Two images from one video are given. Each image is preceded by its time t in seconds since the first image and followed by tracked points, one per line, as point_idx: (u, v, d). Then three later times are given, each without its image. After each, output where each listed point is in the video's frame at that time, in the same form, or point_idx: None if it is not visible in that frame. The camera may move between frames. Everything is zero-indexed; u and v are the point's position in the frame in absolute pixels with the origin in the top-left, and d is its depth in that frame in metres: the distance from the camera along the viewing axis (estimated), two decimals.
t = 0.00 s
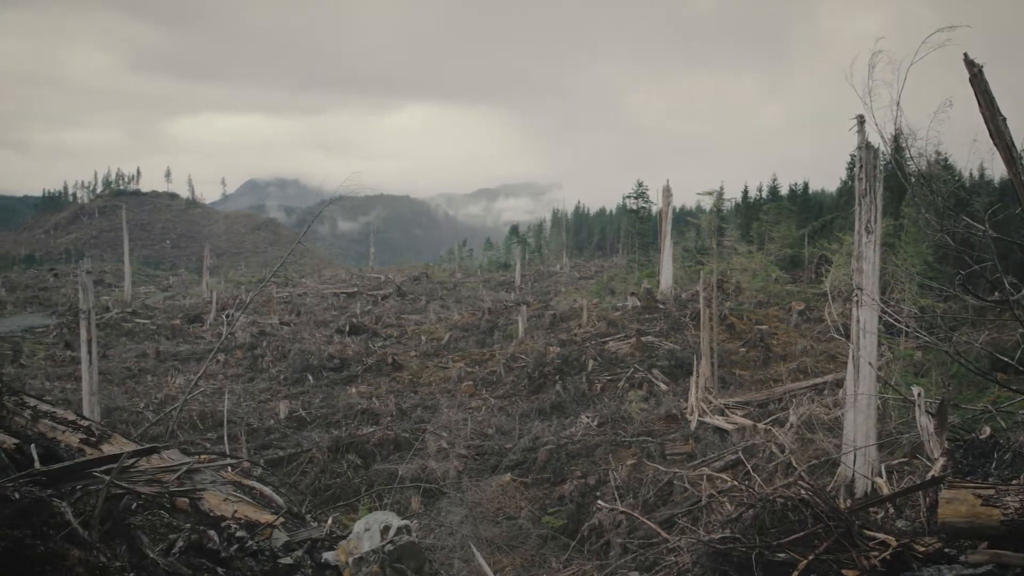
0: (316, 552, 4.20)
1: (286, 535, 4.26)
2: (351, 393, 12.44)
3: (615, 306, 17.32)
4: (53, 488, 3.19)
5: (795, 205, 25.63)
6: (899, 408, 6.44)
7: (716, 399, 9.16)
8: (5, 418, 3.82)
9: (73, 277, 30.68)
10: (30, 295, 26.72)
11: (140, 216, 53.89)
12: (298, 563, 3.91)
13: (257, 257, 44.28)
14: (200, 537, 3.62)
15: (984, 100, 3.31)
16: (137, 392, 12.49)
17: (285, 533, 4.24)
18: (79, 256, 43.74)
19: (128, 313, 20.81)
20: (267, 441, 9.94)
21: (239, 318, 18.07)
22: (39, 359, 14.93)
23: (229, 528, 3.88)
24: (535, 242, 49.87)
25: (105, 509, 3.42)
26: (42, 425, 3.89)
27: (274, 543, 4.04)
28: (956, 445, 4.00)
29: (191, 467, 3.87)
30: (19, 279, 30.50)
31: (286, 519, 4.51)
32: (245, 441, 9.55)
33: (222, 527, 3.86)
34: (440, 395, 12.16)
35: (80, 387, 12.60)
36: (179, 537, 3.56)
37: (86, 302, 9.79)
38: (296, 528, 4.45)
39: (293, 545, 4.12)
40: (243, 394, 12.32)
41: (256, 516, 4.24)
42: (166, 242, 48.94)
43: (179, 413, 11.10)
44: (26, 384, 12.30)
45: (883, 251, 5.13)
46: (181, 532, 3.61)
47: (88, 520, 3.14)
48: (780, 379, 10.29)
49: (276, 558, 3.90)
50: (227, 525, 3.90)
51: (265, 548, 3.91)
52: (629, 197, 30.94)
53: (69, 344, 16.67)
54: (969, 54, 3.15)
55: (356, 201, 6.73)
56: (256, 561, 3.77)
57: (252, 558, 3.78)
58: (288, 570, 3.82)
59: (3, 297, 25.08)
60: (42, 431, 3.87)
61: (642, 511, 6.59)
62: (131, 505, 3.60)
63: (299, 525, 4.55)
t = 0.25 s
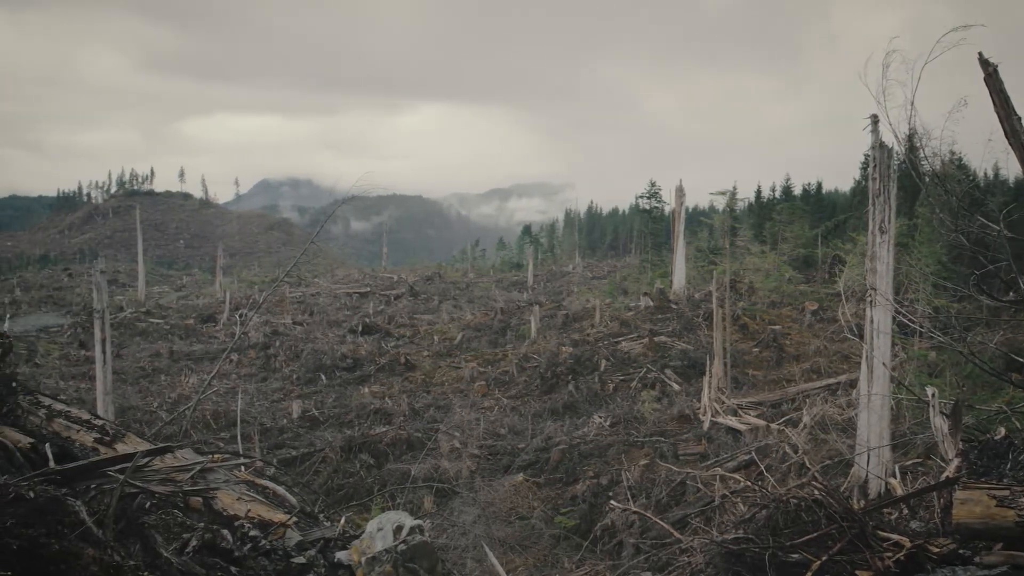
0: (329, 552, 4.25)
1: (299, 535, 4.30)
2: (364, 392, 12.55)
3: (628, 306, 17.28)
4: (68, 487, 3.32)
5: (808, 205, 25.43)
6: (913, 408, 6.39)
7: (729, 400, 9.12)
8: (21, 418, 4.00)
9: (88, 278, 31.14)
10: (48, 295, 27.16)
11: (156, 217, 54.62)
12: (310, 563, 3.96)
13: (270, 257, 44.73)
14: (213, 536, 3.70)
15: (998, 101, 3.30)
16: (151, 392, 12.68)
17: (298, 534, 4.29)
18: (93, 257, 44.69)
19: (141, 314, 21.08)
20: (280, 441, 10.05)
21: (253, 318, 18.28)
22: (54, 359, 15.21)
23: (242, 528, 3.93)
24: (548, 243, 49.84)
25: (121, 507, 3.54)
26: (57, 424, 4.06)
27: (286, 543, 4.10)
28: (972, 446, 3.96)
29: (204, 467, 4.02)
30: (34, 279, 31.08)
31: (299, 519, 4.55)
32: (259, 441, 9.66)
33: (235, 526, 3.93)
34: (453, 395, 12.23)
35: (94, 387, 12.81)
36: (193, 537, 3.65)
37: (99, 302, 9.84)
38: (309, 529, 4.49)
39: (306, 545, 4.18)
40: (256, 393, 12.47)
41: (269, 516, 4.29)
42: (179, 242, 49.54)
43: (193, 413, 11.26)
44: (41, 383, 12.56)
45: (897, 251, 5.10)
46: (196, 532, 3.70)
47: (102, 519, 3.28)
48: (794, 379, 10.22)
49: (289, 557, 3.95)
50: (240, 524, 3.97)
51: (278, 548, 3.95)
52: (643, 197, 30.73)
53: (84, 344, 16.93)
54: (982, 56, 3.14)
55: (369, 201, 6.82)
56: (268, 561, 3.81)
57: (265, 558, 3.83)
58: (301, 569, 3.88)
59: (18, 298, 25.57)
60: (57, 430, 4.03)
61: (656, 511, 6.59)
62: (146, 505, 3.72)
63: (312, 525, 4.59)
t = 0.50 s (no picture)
0: (342, 552, 4.34)
1: (312, 533, 4.40)
2: (377, 392, 12.66)
3: (640, 306, 17.23)
4: (82, 486, 3.46)
5: (822, 205, 25.21)
6: (928, 409, 6.34)
7: (742, 400, 9.07)
8: (36, 417, 4.16)
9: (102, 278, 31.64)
10: (64, 296, 27.55)
11: (172, 218, 55.29)
12: (323, 563, 4.06)
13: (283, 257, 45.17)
14: (227, 535, 3.82)
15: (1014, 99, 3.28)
16: (164, 391, 12.87)
17: (311, 532, 4.38)
18: (107, 257, 45.41)
19: (155, 313, 21.38)
20: (293, 440, 10.15)
21: (265, 318, 18.47)
22: (69, 358, 15.46)
23: (255, 527, 4.04)
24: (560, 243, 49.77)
25: (135, 506, 3.69)
26: (71, 423, 4.18)
27: (300, 542, 4.19)
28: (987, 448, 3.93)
29: (216, 468, 4.12)
30: (49, 279, 31.60)
31: (313, 518, 4.62)
32: (272, 441, 9.77)
33: (248, 525, 4.03)
34: (465, 395, 12.29)
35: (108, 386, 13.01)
36: (206, 536, 3.76)
37: (112, 301, 9.90)
38: (323, 527, 4.57)
39: (320, 544, 4.27)
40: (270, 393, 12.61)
41: (282, 516, 4.35)
42: (192, 243, 50.15)
43: (206, 413, 11.40)
44: (55, 383, 12.77)
45: (911, 251, 5.07)
46: (209, 531, 3.81)
47: (116, 517, 3.41)
48: (807, 380, 10.15)
49: (302, 557, 4.04)
50: (254, 524, 4.07)
51: (291, 548, 4.04)
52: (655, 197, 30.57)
53: (97, 344, 17.20)
54: (998, 54, 3.12)
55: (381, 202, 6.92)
56: (282, 560, 3.91)
57: (278, 557, 3.94)
58: (314, 569, 3.98)
59: (34, 298, 25.96)
60: (71, 429, 4.15)
61: (668, 511, 6.59)
62: (160, 503, 3.85)
63: (326, 524, 4.66)
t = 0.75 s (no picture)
0: (355, 551, 4.40)
1: (325, 533, 4.45)
2: (389, 392, 12.75)
3: (653, 306, 17.18)
4: (97, 485, 3.52)
5: (836, 205, 24.99)
6: (942, 410, 6.29)
7: (755, 400, 9.03)
8: (51, 417, 4.30)
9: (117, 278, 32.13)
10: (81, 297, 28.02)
11: (187, 219, 55.97)
12: (335, 563, 4.13)
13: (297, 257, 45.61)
14: (240, 535, 3.91)
15: None
16: (178, 391, 13.05)
17: (323, 532, 4.43)
18: (122, 257, 46.13)
19: (169, 313, 21.67)
20: (306, 439, 10.25)
21: (279, 318, 18.65)
22: (84, 358, 15.71)
23: (268, 526, 4.13)
24: (573, 243, 49.69)
25: (149, 506, 3.76)
26: (85, 424, 4.32)
27: (312, 541, 4.26)
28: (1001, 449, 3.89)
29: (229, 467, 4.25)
30: (64, 280, 32.12)
31: (326, 518, 4.68)
32: (285, 441, 9.87)
33: (261, 525, 4.12)
34: (477, 395, 12.36)
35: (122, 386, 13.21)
36: (220, 535, 3.84)
37: (126, 301, 9.96)
38: (336, 527, 4.62)
39: (332, 544, 4.33)
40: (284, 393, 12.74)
41: (295, 516, 4.42)
42: (206, 243, 50.79)
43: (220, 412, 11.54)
44: (72, 383, 12.97)
45: (925, 251, 5.03)
46: (223, 531, 3.89)
47: (129, 516, 3.47)
48: (821, 380, 10.08)
49: (316, 556, 4.13)
50: (267, 523, 4.15)
51: (303, 547, 4.13)
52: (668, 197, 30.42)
53: (111, 343, 17.49)
54: (1013, 54, 3.11)
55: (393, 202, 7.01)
56: (294, 559, 3.99)
57: (291, 556, 4.01)
58: (327, 569, 4.05)
59: (50, 298, 26.37)
60: (85, 428, 4.29)
61: (680, 512, 6.58)
62: (173, 503, 3.95)
63: (338, 524, 4.71)
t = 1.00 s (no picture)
0: (367, 550, 4.45)
1: (338, 532, 4.53)
2: (402, 392, 12.84)
3: (666, 306, 17.13)
4: (110, 484, 3.66)
5: (850, 205, 24.78)
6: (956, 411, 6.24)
7: (768, 401, 8.98)
8: (65, 416, 4.43)
9: (131, 278, 32.62)
10: (96, 297, 28.48)
11: (200, 219, 56.64)
12: (348, 562, 4.21)
13: (310, 257, 46.03)
14: (253, 534, 4.03)
15: None
16: (192, 391, 13.23)
17: (336, 531, 4.52)
18: (136, 258, 46.82)
19: (182, 313, 21.96)
20: (319, 438, 10.35)
21: (292, 318, 18.85)
22: (98, 358, 15.98)
23: (281, 526, 4.23)
24: (585, 242, 49.61)
25: (162, 505, 3.82)
26: (99, 423, 4.43)
27: (325, 541, 4.34)
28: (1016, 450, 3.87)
29: (243, 466, 4.36)
30: (78, 280, 32.65)
31: (338, 518, 4.73)
32: (297, 441, 9.97)
33: (274, 524, 4.22)
34: (490, 394, 12.42)
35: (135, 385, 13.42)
36: (233, 534, 3.95)
37: (140, 301, 10.05)
38: (348, 527, 4.69)
39: (345, 543, 4.40)
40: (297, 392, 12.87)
41: (308, 515, 4.51)
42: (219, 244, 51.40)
43: (233, 412, 11.68)
44: (86, 383, 13.17)
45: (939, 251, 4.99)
46: (236, 530, 4.00)
47: (142, 516, 3.58)
48: (834, 380, 10.01)
49: (328, 556, 4.21)
50: (280, 522, 4.24)
51: (316, 547, 4.23)
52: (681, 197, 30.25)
53: (125, 343, 17.79)
54: None
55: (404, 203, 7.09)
56: (307, 558, 4.11)
57: (303, 556, 4.12)
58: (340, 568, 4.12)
59: (65, 298, 26.80)
60: (99, 427, 4.41)
61: (693, 512, 6.56)
62: (187, 502, 4.02)
63: (351, 524, 4.78)
